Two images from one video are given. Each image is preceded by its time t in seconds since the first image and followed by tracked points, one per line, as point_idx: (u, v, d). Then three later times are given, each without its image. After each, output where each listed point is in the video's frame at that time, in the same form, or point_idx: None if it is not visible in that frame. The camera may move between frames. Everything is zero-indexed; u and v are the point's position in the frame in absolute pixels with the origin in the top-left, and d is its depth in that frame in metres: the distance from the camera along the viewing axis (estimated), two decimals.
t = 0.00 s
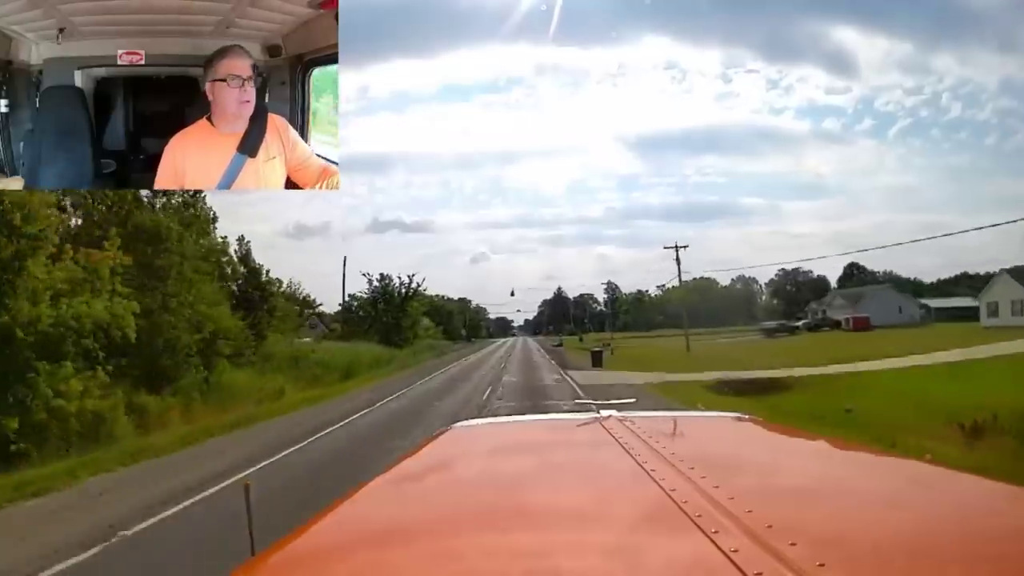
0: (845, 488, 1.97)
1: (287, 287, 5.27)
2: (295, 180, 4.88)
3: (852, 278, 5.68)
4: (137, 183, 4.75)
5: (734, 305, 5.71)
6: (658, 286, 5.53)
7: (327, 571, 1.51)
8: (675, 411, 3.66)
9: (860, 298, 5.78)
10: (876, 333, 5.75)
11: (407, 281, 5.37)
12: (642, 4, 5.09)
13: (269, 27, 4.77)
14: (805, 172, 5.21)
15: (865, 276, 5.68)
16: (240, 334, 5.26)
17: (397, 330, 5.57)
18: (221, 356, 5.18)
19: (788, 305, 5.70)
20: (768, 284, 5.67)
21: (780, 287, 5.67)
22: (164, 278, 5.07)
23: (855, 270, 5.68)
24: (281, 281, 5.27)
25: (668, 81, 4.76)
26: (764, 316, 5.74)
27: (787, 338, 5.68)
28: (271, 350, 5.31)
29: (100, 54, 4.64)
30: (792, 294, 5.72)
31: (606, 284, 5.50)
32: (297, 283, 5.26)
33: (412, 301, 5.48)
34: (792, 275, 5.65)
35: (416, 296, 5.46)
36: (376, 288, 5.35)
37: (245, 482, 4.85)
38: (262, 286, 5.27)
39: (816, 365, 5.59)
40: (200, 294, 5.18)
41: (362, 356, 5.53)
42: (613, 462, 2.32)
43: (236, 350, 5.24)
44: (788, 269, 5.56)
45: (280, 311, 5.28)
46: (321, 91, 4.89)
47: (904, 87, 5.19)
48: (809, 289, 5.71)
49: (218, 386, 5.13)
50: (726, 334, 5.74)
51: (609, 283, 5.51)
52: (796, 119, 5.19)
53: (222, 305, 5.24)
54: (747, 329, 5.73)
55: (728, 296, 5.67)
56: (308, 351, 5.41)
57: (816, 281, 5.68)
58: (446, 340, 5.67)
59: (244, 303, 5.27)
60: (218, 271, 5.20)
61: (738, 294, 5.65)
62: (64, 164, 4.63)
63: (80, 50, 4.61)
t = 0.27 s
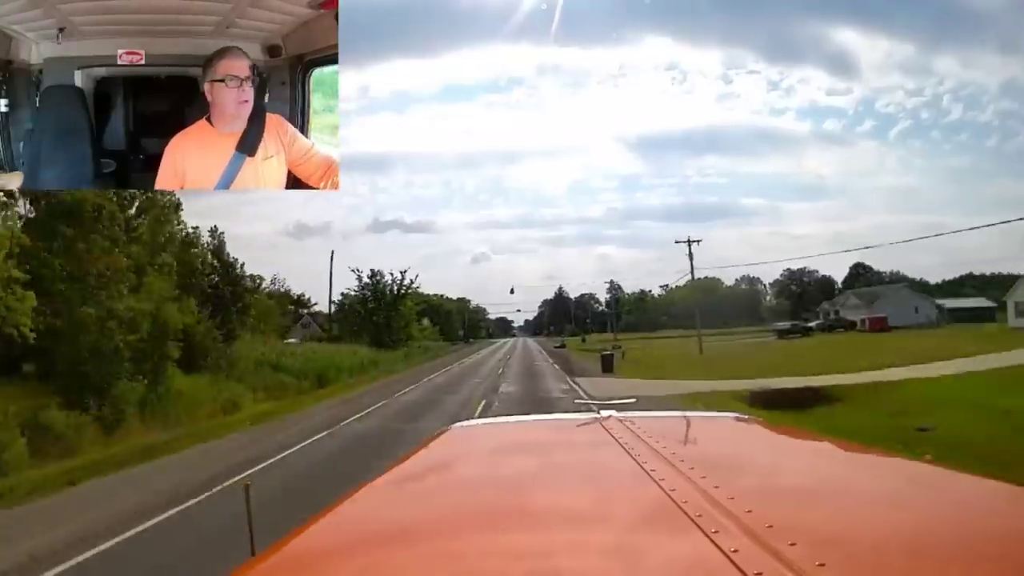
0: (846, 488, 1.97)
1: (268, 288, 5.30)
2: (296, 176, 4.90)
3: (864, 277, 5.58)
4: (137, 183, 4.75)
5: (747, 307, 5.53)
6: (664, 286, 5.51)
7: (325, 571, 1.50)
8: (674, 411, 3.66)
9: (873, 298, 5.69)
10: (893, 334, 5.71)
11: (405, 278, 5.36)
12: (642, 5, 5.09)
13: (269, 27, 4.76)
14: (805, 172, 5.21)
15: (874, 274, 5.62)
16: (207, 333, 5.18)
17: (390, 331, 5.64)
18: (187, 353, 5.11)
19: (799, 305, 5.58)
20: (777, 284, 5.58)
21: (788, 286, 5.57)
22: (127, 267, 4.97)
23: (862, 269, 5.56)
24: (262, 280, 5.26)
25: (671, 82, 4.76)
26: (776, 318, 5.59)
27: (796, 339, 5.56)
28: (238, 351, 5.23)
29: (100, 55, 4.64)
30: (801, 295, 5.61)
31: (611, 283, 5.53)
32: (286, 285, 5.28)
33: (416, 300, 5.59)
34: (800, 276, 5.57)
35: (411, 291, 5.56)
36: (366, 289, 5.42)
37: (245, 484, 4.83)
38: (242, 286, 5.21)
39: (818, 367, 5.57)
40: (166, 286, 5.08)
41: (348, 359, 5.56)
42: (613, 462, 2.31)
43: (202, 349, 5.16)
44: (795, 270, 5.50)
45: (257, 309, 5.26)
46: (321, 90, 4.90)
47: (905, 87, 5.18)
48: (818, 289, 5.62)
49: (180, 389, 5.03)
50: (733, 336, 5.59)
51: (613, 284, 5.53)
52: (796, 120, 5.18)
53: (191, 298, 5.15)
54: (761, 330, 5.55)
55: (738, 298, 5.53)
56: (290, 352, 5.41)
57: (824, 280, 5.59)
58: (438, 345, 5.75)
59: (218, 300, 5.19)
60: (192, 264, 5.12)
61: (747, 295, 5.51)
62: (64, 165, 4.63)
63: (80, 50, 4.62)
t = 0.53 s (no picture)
0: (846, 488, 1.97)
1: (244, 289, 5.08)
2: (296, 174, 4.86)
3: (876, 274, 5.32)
4: (137, 183, 4.77)
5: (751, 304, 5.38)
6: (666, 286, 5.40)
7: (326, 571, 1.51)
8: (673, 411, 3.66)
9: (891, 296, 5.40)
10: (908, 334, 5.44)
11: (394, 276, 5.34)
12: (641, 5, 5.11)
13: (269, 27, 4.77)
14: (805, 172, 5.21)
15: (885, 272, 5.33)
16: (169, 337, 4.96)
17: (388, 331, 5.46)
18: (143, 360, 4.87)
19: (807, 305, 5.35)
20: (782, 283, 5.34)
21: (794, 286, 5.35)
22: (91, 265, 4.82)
23: (868, 267, 5.32)
24: (237, 277, 5.07)
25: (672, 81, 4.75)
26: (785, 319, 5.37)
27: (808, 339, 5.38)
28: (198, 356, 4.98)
29: (100, 55, 4.65)
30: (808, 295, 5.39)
31: (611, 283, 5.48)
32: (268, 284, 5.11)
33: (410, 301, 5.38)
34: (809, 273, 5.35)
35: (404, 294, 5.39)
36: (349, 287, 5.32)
37: (246, 485, 4.82)
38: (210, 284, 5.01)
39: (830, 368, 5.36)
40: (128, 284, 4.87)
41: (341, 360, 5.38)
42: (613, 462, 2.31)
43: (162, 353, 4.92)
44: (801, 268, 5.33)
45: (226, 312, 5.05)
46: (321, 90, 4.85)
47: (904, 87, 5.18)
48: (827, 288, 5.37)
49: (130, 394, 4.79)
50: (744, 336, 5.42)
51: (615, 283, 5.49)
52: (795, 119, 5.18)
53: (152, 297, 4.93)
54: (774, 331, 5.38)
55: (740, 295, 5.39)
56: (257, 355, 5.11)
57: (833, 279, 5.35)
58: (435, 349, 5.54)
59: (184, 299, 4.97)
60: (153, 261, 4.91)
61: (750, 293, 5.36)
62: (64, 165, 4.65)
63: (80, 50, 4.62)
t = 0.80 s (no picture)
0: (846, 488, 1.97)
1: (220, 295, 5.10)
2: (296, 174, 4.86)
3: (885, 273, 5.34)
4: (138, 183, 4.77)
5: (757, 302, 5.46)
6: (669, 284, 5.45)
7: (325, 571, 1.51)
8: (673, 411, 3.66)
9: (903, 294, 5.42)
10: (928, 334, 5.43)
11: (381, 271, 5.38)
12: (641, 4, 5.11)
13: (270, 27, 4.77)
14: (804, 172, 5.21)
15: (893, 272, 5.36)
16: (117, 337, 4.95)
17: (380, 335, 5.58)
18: (84, 362, 4.84)
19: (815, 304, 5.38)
20: (790, 282, 5.39)
21: (799, 285, 5.39)
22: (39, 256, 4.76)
23: (874, 266, 5.36)
24: (213, 272, 5.06)
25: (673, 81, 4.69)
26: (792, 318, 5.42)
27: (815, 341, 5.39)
28: (147, 361, 4.99)
29: (101, 55, 4.65)
30: (816, 294, 5.40)
31: (615, 281, 5.50)
32: (245, 279, 5.07)
33: (406, 300, 5.47)
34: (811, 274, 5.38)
35: (395, 293, 5.47)
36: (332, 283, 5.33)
37: (246, 484, 4.86)
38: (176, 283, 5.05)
39: (836, 369, 5.34)
40: (82, 279, 4.89)
41: (323, 365, 5.41)
42: (613, 461, 2.31)
43: (107, 353, 4.89)
44: (804, 266, 5.38)
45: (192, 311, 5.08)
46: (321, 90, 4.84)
47: (904, 87, 5.18)
48: (836, 288, 5.39)
49: (67, 404, 4.74)
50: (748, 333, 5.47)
51: (615, 282, 5.50)
52: (794, 119, 5.18)
53: (102, 292, 4.94)
54: (790, 331, 5.42)
55: (745, 292, 5.48)
56: (217, 354, 5.13)
57: (840, 278, 5.38)
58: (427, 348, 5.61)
59: (137, 292, 4.99)
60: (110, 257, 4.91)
61: (752, 291, 5.46)
62: (64, 165, 4.65)
63: (80, 50, 4.63)
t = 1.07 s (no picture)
0: (845, 488, 1.97)
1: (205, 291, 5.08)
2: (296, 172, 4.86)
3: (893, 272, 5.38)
4: (137, 183, 4.75)
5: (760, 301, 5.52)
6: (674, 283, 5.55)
7: (325, 570, 1.51)
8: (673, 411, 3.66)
9: (921, 292, 5.44)
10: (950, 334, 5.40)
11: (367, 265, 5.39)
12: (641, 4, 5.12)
13: (270, 27, 4.78)
14: (804, 172, 5.21)
15: (900, 271, 5.39)
16: (54, 336, 4.86)
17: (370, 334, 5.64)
18: (13, 362, 4.77)
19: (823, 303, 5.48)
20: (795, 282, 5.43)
21: (805, 287, 5.42)
22: None
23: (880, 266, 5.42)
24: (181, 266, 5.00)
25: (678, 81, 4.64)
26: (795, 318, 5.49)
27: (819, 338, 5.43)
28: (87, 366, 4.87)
29: (101, 55, 4.65)
30: (824, 294, 5.49)
31: (615, 281, 5.50)
32: (222, 274, 5.06)
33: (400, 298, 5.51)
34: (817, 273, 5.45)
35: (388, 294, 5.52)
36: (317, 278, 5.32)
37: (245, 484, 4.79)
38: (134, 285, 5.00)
39: (839, 369, 5.35)
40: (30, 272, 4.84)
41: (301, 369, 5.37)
42: (613, 462, 2.32)
43: (36, 355, 4.81)
44: (811, 266, 5.42)
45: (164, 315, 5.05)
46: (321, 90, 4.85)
47: (904, 87, 5.19)
48: (842, 287, 5.49)
49: None
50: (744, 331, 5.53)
51: (616, 281, 5.50)
52: (794, 119, 5.19)
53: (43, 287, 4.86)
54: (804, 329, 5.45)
55: (749, 290, 5.52)
56: (164, 361, 5.05)
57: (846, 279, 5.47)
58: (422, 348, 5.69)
59: (83, 285, 4.95)
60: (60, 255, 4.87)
61: (755, 291, 5.52)
62: (64, 164, 4.65)
63: (80, 50, 4.63)
